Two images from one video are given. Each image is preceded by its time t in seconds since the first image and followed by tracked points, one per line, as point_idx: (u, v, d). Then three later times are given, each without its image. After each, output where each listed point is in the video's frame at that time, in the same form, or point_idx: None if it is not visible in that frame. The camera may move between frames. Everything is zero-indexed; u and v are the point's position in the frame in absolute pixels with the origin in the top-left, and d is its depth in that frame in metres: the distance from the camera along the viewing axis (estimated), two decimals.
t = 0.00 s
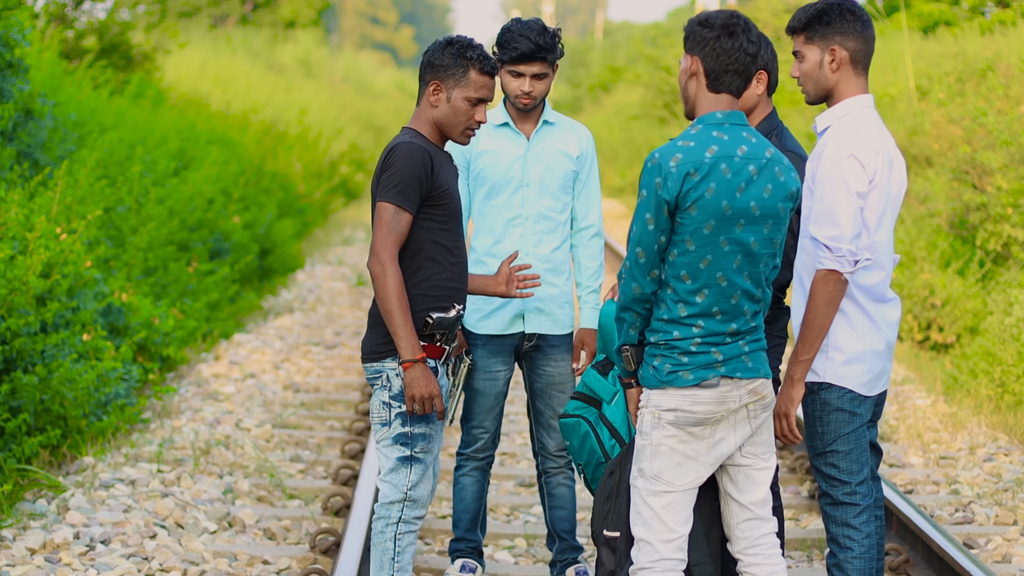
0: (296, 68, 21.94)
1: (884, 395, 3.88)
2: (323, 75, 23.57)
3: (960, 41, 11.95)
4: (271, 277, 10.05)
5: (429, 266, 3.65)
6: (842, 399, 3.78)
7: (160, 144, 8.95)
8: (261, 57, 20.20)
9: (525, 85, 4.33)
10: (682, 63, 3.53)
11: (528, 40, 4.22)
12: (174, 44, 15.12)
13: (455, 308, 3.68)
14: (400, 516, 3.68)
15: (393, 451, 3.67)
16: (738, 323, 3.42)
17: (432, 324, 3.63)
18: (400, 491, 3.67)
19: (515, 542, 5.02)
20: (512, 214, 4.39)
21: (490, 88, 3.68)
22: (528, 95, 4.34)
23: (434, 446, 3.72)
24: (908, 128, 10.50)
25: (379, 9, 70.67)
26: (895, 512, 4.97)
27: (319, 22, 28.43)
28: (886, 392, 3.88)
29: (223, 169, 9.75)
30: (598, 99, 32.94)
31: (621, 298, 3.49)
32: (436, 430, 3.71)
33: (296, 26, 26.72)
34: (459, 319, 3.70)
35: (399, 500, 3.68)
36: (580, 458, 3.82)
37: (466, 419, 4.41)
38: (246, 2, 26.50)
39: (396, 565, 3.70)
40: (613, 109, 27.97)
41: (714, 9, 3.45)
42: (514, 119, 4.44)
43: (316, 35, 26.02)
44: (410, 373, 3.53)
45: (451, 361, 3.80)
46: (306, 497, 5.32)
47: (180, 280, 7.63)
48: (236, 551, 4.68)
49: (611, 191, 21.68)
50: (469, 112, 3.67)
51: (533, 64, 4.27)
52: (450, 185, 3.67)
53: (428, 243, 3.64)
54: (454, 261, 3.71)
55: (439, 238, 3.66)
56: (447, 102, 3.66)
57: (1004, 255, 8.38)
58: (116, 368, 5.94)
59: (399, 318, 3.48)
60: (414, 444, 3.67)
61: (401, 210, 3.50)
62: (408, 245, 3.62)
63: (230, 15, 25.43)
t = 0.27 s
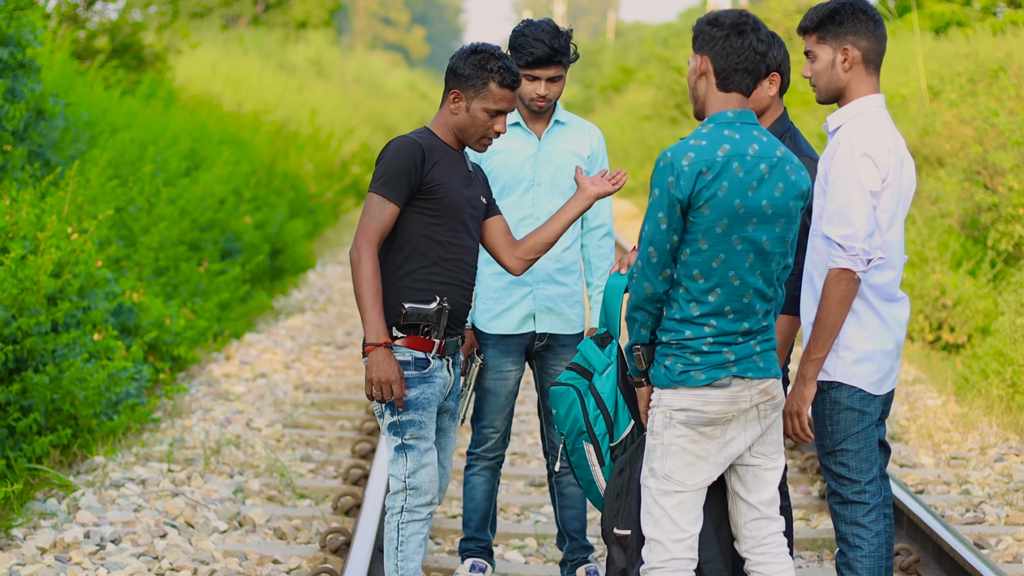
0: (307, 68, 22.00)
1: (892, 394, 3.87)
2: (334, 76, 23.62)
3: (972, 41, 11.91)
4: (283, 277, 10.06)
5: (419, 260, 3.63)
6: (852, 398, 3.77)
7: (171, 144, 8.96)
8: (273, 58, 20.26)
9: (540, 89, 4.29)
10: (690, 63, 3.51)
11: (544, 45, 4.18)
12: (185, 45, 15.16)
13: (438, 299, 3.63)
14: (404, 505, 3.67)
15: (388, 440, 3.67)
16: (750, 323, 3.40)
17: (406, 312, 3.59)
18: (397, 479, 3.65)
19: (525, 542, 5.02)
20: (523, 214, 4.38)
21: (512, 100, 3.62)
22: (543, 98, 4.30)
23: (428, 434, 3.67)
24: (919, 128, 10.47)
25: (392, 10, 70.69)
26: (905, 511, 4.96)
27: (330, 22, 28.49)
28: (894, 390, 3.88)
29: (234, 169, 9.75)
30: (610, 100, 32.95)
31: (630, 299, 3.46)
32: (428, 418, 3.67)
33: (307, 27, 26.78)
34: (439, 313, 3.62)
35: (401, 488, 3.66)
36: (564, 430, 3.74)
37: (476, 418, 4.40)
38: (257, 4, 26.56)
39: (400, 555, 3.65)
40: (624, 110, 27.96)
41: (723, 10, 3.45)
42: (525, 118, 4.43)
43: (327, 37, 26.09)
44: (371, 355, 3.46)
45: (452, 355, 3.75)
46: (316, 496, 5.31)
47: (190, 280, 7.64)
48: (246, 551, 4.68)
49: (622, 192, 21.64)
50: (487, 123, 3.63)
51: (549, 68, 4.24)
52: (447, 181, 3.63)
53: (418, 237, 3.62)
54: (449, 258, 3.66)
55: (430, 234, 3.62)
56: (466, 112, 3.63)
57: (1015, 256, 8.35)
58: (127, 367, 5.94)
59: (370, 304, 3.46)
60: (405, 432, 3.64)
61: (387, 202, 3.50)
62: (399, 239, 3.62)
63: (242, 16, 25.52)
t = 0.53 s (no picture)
0: (318, 71, 22.06)
1: (898, 395, 3.86)
2: (344, 79, 23.69)
3: (982, 45, 11.89)
4: (293, 280, 10.06)
5: (417, 266, 3.62)
6: (862, 400, 3.74)
7: (182, 147, 8.98)
8: (283, 61, 20.33)
9: (552, 94, 4.29)
10: (692, 68, 3.48)
11: (555, 51, 4.16)
12: (196, 48, 15.21)
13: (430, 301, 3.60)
14: (399, 510, 3.61)
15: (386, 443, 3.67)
16: (759, 325, 3.38)
17: (398, 315, 3.57)
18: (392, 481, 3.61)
19: (535, 545, 5.01)
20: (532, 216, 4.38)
21: (522, 102, 3.57)
22: (555, 103, 4.30)
23: (425, 438, 3.62)
24: (929, 131, 10.45)
25: (401, 14, 70.89)
26: (914, 515, 4.95)
27: (341, 26, 28.56)
28: (900, 392, 3.87)
29: (244, 172, 9.76)
30: (620, 103, 32.97)
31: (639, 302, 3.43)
32: (423, 421, 3.62)
33: (318, 30, 26.87)
34: (435, 317, 3.59)
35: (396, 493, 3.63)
36: (553, 406, 3.70)
37: (487, 421, 4.34)
38: (268, 7, 26.67)
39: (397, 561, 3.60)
40: (633, 113, 27.96)
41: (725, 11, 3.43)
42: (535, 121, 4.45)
43: (337, 40, 26.18)
44: (336, 359, 3.48)
45: (456, 359, 3.70)
46: (326, 499, 5.31)
47: (201, 283, 7.64)
48: (256, 553, 4.68)
49: (632, 195, 21.62)
50: (495, 125, 3.58)
51: (561, 73, 4.23)
52: (444, 187, 3.60)
53: (415, 243, 3.62)
54: (447, 264, 3.63)
55: (428, 240, 3.62)
56: (477, 112, 3.61)
57: None
58: (137, 370, 5.94)
59: (350, 304, 3.49)
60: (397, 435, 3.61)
61: (381, 207, 3.53)
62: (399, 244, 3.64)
63: (253, 19, 25.62)
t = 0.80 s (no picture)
0: (319, 70, 22.12)
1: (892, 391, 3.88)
2: (346, 79, 23.77)
3: (980, 44, 11.90)
4: (294, 278, 10.09)
5: (404, 281, 3.52)
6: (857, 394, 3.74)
7: (183, 146, 9.01)
8: (285, 60, 20.37)
9: (552, 95, 4.29)
10: (683, 75, 3.48)
11: (555, 53, 4.15)
12: (197, 47, 15.27)
13: (417, 312, 3.51)
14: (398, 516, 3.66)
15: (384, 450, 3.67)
16: (766, 323, 3.36)
17: (386, 325, 3.52)
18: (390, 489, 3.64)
19: (534, 542, 5.04)
20: (532, 216, 4.40)
21: (487, 107, 3.39)
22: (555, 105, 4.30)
23: (420, 446, 3.60)
24: (928, 130, 10.46)
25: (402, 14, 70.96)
26: (910, 512, 4.99)
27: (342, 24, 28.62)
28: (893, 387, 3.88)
29: (246, 171, 9.78)
30: (621, 102, 33.02)
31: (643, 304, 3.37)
32: (417, 431, 3.59)
33: (320, 29, 26.93)
34: (422, 329, 3.51)
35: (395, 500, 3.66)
36: (562, 407, 3.78)
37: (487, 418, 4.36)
38: (270, 6, 26.78)
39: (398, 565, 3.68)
40: (634, 112, 27.98)
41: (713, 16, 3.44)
42: (534, 120, 4.47)
43: (339, 39, 26.25)
44: (321, 380, 3.52)
45: (450, 368, 3.61)
46: (326, 496, 5.33)
47: (203, 281, 7.62)
48: (256, 550, 4.71)
49: (633, 194, 21.64)
50: (459, 130, 3.42)
51: (561, 75, 4.23)
52: (421, 202, 3.45)
53: (398, 261, 3.52)
54: (432, 279, 3.50)
55: (410, 257, 3.50)
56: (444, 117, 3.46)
57: None
58: (138, 368, 5.97)
59: (338, 323, 3.54)
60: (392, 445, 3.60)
61: (360, 227, 3.46)
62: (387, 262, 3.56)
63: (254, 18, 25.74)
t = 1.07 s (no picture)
0: (319, 70, 22.12)
1: (897, 393, 3.83)
2: (346, 78, 23.77)
3: (983, 43, 11.84)
4: (293, 278, 10.08)
5: (393, 278, 3.50)
6: (862, 391, 3.70)
7: (182, 145, 8.98)
8: (285, 59, 20.35)
9: (553, 95, 4.24)
10: (715, 91, 3.21)
11: (556, 52, 4.10)
12: (197, 46, 15.25)
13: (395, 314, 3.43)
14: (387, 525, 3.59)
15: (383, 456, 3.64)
16: (826, 330, 3.24)
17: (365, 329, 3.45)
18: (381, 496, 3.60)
19: (534, 543, 5.00)
20: (533, 215, 4.38)
21: (453, 94, 3.32)
22: (556, 104, 4.26)
23: (399, 458, 3.53)
24: (931, 129, 10.41)
25: (402, 12, 70.96)
26: (914, 514, 4.96)
27: (343, 24, 28.64)
28: (898, 390, 3.84)
29: (245, 170, 9.75)
30: (622, 101, 32.97)
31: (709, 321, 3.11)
32: (401, 439, 3.52)
33: (320, 27, 26.92)
34: (398, 330, 3.42)
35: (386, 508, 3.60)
36: (576, 442, 3.65)
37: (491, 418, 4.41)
38: (270, 5, 26.76)
39: None
40: (636, 111, 27.94)
41: (734, 27, 3.21)
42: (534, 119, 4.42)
43: (340, 38, 26.24)
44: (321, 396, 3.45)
45: (442, 372, 3.51)
46: (325, 498, 5.30)
47: (201, 282, 7.63)
48: (255, 552, 4.68)
49: (634, 193, 21.59)
50: (427, 119, 3.37)
51: (563, 75, 4.17)
52: (400, 197, 3.41)
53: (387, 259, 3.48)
54: (419, 274, 3.46)
55: (399, 254, 3.46)
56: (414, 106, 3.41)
57: None
58: (136, 368, 5.93)
59: (330, 333, 3.45)
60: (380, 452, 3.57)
61: (344, 231, 3.42)
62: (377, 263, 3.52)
63: (255, 17, 25.71)
